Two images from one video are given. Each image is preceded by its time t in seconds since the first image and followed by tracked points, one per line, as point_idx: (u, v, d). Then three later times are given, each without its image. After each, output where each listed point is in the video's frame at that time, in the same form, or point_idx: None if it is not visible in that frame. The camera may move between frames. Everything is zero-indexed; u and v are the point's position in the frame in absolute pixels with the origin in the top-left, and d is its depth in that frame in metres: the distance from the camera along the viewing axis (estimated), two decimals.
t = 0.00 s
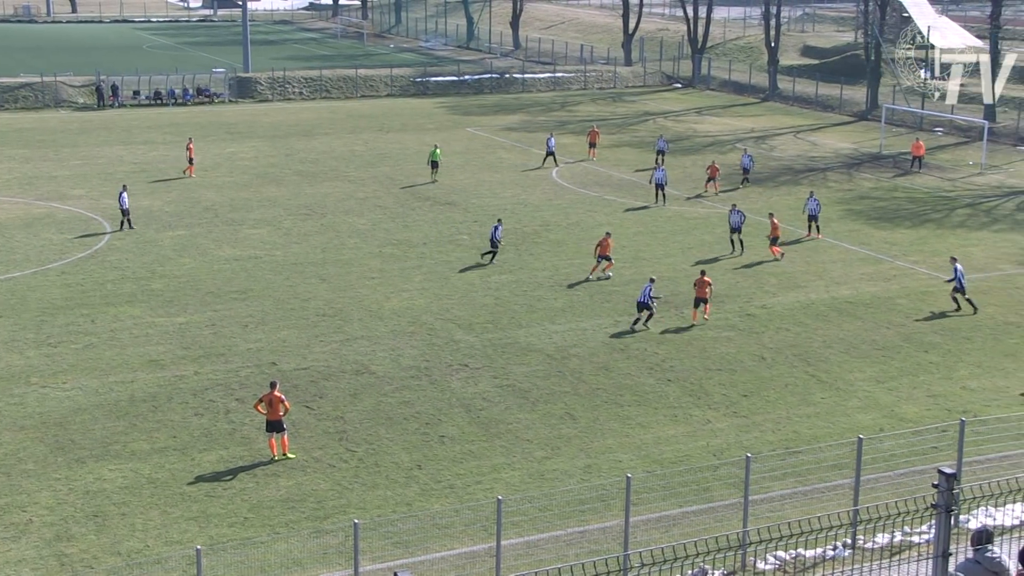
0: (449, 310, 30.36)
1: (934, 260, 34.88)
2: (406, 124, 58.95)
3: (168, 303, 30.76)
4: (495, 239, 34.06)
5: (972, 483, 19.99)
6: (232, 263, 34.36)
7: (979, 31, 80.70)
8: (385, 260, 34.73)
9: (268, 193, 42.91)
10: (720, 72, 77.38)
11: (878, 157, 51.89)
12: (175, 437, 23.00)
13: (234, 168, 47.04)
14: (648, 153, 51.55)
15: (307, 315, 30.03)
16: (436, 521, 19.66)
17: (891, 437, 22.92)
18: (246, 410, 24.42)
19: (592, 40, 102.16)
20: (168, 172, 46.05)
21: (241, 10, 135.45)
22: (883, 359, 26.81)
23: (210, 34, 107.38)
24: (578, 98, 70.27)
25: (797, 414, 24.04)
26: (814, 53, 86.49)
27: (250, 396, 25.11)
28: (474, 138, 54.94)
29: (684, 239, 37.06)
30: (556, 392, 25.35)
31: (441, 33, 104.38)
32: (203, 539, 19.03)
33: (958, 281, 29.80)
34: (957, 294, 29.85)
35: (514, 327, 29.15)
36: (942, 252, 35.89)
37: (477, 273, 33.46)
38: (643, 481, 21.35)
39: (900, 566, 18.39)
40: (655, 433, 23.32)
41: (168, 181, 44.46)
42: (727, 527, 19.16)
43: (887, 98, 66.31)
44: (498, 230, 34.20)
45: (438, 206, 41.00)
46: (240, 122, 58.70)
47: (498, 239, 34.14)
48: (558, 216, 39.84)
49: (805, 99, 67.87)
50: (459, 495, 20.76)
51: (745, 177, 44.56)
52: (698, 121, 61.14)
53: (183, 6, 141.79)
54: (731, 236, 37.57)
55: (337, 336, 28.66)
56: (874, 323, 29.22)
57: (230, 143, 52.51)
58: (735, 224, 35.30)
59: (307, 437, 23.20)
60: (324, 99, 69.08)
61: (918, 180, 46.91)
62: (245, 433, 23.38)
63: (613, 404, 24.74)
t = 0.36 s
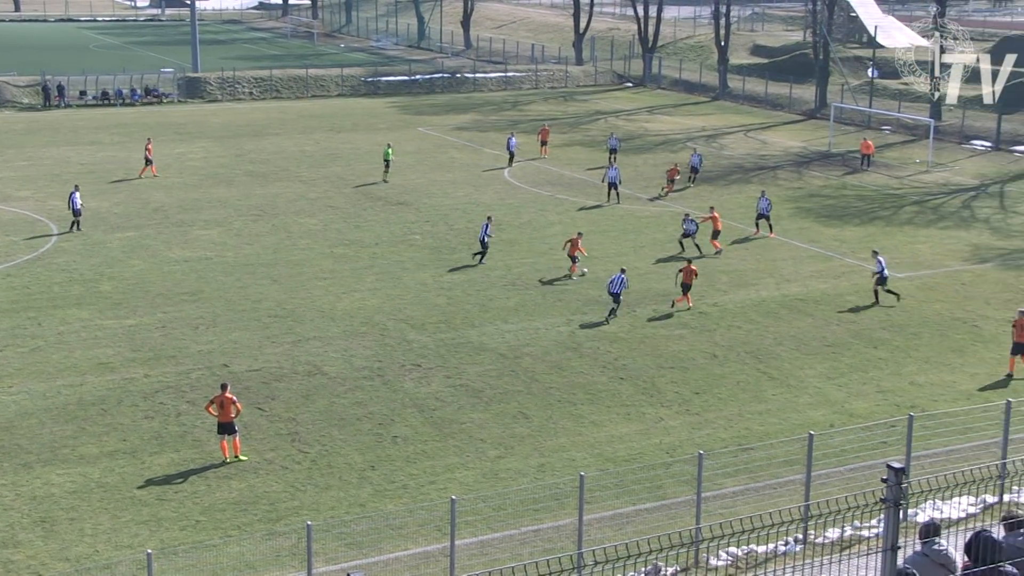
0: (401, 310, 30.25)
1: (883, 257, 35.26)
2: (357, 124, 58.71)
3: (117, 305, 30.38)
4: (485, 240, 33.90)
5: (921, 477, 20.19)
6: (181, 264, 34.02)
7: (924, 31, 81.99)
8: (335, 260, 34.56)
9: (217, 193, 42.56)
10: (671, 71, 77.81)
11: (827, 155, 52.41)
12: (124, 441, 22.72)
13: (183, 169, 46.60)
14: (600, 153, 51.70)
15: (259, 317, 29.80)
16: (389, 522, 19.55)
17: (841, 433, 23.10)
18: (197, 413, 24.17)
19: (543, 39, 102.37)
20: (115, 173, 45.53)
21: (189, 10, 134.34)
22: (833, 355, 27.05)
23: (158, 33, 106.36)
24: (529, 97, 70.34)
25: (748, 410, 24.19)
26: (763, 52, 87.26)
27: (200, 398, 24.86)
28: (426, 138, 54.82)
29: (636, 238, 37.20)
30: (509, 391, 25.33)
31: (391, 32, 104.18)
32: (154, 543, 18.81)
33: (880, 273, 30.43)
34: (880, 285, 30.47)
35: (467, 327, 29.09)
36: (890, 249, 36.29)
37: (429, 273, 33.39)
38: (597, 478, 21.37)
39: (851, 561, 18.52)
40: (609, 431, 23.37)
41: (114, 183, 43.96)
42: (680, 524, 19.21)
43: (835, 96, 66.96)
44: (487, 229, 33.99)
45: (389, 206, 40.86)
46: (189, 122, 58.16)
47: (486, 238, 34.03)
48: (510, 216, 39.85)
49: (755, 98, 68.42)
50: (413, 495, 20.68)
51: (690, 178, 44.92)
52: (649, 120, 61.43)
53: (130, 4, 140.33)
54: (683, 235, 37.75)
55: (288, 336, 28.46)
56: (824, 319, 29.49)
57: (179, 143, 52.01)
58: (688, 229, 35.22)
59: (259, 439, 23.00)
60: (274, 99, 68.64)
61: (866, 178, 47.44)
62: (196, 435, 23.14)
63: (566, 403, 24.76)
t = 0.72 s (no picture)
0: (354, 310, 30.12)
1: (833, 254, 35.57)
2: (309, 123, 58.40)
3: (66, 307, 30.00)
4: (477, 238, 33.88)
5: (872, 472, 20.31)
6: (130, 265, 33.65)
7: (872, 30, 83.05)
8: (287, 260, 34.36)
9: (167, 193, 42.17)
10: (622, 70, 78.16)
11: (778, 153, 52.83)
12: (75, 444, 22.43)
13: (132, 169, 46.11)
14: (553, 151, 51.78)
15: (210, 317, 29.55)
16: (343, 523, 19.41)
17: (794, 429, 23.25)
18: (149, 414, 23.92)
19: (495, 38, 102.39)
20: (62, 173, 44.96)
21: (138, 8, 133.06)
22: (785, 352, 27.24)
23: (106, 32, 105.16)
24: (482, 96, 70.29)
25: (701, 407, 24.29)
26: (714, 51, 87.85)
27: (151, 400, 24.59)
28: (379, 137, 54.66)
29: (589, 236, 37.29)
30: (463, 390, 25.28)
31: (343, 31, 103.78)
32: (104, 546, 18.57)
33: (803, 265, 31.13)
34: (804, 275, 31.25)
35: (420, 326, 29.00)
36: (840, 246, 36.63)
37: (382, 272, 33.26)
38: (551, 476, 21.37)
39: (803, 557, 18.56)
40: (563, 429, 23.37)
41: (62, 183, 43.41)
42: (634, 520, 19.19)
43: (785, 94, 67.45)
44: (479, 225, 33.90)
45: (341, 205, 40.67)
46: (138, 122, 57.54)
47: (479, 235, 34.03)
48: (463, 215, 39.81)
49: (706, 96, 68.86)
50: (367, 495, 20.57)
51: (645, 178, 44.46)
52: (602, 119, 61.63)
53: (78, 3, 138.87)
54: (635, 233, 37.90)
55: (241, 337, 28.24)
56: (776, 316, 29.69)
57: (128, 143, 51.46)
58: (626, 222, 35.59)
59: (211, 440, 22.79)
60: (225, 98, 68.14)
61: (817, 176, 47.86)
62: (147, 437, 22.89)
63: (521, 401, 24.75)
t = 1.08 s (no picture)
0: (318, 310, 30.00)
1: (796, 252, 35.78)
2: (273, 122, 58.14)
3: (27, 307, 29.70)
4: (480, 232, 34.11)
5: (837, 468, 20.35)
6: (92, 265, 33.36)
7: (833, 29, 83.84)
8: (251, 260, 34.18)
9: (128, 193, 41.85)
10: (586, 68, 78.36)
11: (742, 151, 53.09)
12: (37, 445, 22.19)
13: (93, 168, 45.72)
14: (518, 150, 51.81)
15: (174, 317, 29.35)
16: (310, 523, 19.28)
17: (758, 426, 23.33)
18: (112, 415, 23.71)
19: (459, 37, 102.37)
20: (22, 173, 44.53)
21: (97, 7, 131.88)
22: (749, 349, 27.36)
23: (65, 31, 104.15)
24: (447, 95, 70.21)
25: (666, 405, 24.35)
26: (677, 49, 88.19)
27: (115, 401, 24.39)
28: (344, 136, 54.48)
29: (554, 234, 37.34)
30: (429, 389, 25.23)
31: (306, 30, 103.41)
32: (67, 548, 18.40)
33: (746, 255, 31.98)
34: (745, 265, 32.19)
35: (386, 326, 28.92)
36: (804, 243, 36.84)
37: (346, 272, 33.14)
38: (517, 475, 21.33)
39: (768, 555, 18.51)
40: (529, 427, 23.35)
41: (21, 183, 42.98)
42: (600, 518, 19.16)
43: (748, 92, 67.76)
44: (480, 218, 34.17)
45: (305, 205, 40.50)
46: (100, 121, 57.07)
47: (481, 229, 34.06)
48: (428, 214, 39.73)
49: (671, 95, 69.14)
50: (333, 495, 20.47)
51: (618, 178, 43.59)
52: (567, 117, 61.74)
53: (37, 2, 137.61)
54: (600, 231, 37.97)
55: (205, 337, 28.05)
56: (740, 314, 29.83)
57: (90, 143, 51.02)
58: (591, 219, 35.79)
59: (176, 441, 22.62)
60: (189, 97, 67.70)
61: (780, 174, 48.13)
62: (111, 438, 22.70)
63: (487, 400, 24.73)
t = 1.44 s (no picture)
0: (296, 310, 29.90)
1: (773, 250, 35.91)
2: (250, 121, 57.94)
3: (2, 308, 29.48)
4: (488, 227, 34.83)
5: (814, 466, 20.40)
6: (67, 265, 33.16)
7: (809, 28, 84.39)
8: (228, 260, 34.04)
9: (104, 193, 41.61)
10: (563, 67, 78.50)
11: (719, 150, 53.25)
12: (13, 446, 22.03)
13: (67, 168, 45.43)
14: (496, 149, 51.79)
15: (151, 318, 29.20)
16: (288, 523, 19.21)
17: (736, 424, 23.37)
18: (88, 416, 23.57)
19: (437, 35, 102.35)
20: None
21: (71, 6, 131.10)
22: (727, 348, 27.43)
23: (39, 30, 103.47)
24: (424, 94, 70.14)
25: (645, 404, 24.38)
26: (654, 48, 88.40)
27: (92, 402, 24.24)
28: (321, 135, 54.34)
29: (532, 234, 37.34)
30: (407, 389, 25.18)
31: (283, 29, 103.10)
32: (43, 550, 18.28)
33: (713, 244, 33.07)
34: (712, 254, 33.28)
35: (364, 325, 28.86)
36: (781, 242, 36.97)
37: (323, 271, 33.05)
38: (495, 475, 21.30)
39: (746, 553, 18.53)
40: (506, 427, 23.33)
41: None
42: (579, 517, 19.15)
43: (725, 91, 67.97)
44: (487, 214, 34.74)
45: (282, 204, 40.37)
46: (75, 121, 56.72)
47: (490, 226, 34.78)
48: (405, 213, 39.66)
49: (648, 94, 69.31)
50: (311, 495, 20.40)
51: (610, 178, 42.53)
52: (544, 117, 61.79)
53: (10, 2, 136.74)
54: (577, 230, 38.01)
55: (182, 338, 27.91)
56: (717, 312, 29.91)
57: (65, 143, 50.70)
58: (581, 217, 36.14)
59: (153, 441, 22.50)
60: (164, 97, 67.38)
61: (757, 172, 48.29)
62: (87, 439, 22.56)
63: (465, 399, 24.71)
